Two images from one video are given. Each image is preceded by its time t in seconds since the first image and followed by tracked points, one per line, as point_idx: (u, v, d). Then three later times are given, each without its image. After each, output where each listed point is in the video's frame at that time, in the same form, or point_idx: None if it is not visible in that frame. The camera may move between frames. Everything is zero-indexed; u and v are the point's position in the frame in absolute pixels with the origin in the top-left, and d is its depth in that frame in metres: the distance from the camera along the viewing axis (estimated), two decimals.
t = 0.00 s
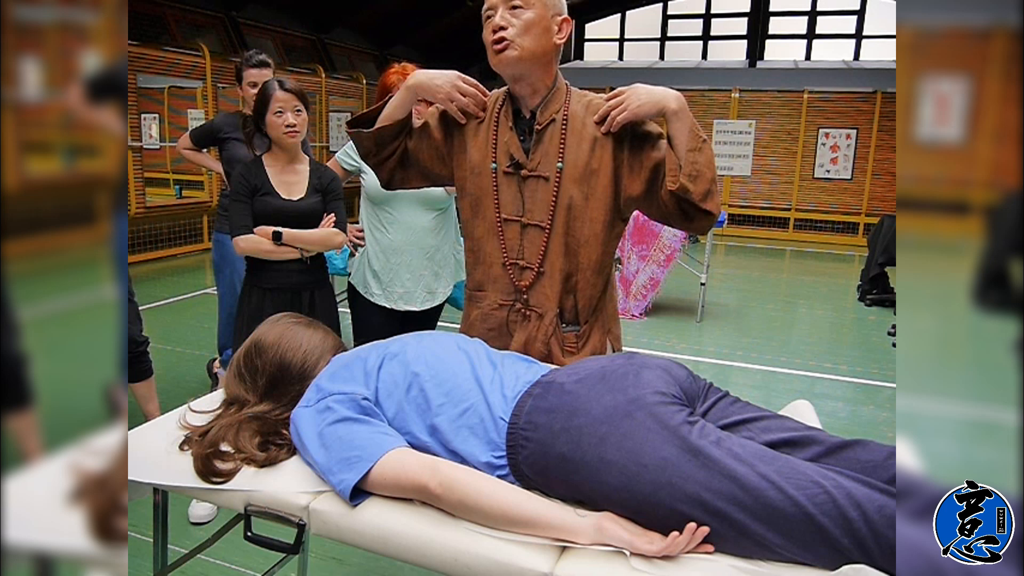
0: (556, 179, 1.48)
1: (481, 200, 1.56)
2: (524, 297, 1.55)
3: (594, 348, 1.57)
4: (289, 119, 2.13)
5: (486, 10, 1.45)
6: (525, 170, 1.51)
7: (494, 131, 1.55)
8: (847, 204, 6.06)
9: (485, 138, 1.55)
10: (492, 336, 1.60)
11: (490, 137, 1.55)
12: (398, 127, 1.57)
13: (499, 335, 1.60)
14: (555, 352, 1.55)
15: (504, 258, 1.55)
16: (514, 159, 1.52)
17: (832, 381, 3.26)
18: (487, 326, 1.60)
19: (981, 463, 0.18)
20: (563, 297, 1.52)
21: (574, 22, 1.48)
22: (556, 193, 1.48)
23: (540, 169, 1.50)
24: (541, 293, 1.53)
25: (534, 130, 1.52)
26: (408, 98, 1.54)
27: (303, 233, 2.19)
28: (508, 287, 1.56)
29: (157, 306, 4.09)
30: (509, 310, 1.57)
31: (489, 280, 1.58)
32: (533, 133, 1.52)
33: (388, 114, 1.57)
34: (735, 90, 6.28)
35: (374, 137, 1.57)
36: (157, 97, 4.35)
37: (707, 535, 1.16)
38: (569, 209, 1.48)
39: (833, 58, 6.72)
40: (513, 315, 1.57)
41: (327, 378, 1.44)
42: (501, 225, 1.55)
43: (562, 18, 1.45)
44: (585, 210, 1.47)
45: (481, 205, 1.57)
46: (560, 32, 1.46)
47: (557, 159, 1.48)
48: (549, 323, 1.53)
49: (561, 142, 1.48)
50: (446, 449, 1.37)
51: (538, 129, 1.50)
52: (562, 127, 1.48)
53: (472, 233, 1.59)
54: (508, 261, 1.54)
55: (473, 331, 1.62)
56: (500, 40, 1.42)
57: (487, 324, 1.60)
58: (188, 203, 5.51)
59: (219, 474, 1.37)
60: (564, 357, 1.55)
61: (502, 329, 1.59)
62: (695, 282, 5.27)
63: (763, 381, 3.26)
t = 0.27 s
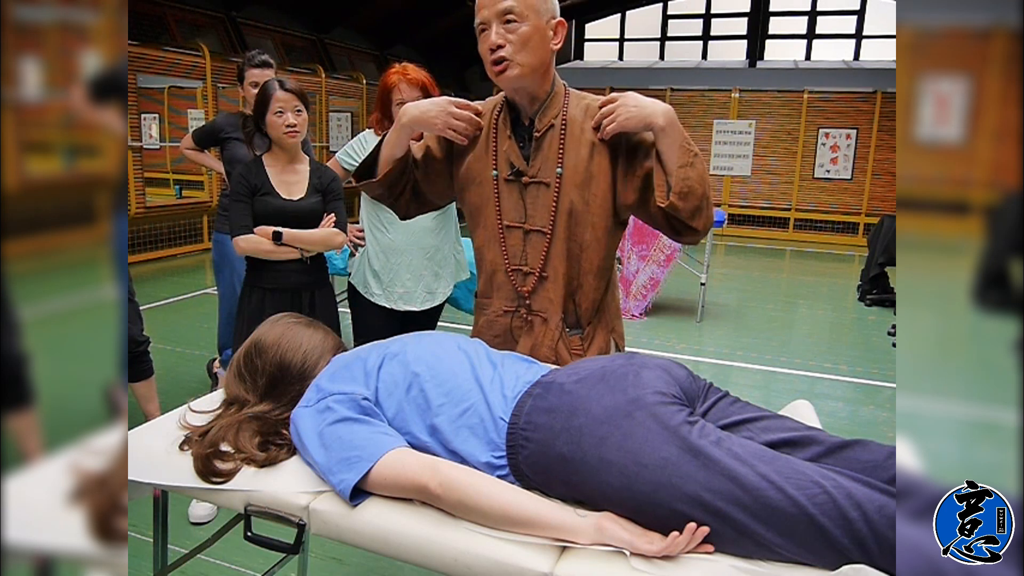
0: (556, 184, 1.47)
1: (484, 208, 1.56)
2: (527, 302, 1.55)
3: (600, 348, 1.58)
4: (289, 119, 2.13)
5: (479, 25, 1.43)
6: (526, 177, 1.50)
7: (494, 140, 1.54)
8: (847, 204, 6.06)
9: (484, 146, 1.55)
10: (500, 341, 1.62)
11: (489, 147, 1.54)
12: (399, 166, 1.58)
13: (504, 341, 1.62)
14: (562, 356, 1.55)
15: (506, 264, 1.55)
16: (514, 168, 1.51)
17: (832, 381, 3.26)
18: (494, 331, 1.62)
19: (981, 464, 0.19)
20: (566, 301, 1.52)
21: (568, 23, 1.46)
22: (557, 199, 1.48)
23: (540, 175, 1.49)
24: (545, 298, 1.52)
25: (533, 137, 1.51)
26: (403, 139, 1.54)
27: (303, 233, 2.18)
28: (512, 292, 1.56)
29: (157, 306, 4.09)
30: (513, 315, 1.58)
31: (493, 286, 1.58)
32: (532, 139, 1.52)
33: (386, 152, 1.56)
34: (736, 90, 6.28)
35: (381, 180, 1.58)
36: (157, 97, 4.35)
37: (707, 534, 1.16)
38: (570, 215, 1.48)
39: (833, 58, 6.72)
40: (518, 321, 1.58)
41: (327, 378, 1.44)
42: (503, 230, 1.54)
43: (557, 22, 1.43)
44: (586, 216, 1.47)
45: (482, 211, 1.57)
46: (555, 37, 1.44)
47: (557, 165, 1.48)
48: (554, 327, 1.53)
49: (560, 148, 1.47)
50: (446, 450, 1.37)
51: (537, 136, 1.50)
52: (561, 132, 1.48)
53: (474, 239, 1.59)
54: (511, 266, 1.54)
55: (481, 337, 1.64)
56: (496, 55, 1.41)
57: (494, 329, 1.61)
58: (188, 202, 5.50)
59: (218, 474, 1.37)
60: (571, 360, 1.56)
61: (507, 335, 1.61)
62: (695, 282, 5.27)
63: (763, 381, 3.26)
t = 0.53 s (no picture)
0: (560, 186, 1.48)
1: (489, 207, 1.57)
2: (533, 301, 1.55)
3: (606, 346, 1.58)
4: (289, 118, 2.13)
5: (486, 18, 1.42)
6: (530, 177, 1.51)
7: (498, 140, 1.54)
8: (847, 204, 6.06)
9: (488, 146, 1.55)
10: (507, 339, 1.62)
11: (493, 147, 1.54)
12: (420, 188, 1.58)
13: (512, 338, 1.62)
14: (569, 355, 1.55)
15: (513, 263, 1.56)
16: (519, 168, 1.52)
17: (833, 381, 3.26)
18: (502, 330, 1.61)
19: (980, 464, 0.19)
20: (571, 301, 1.53)
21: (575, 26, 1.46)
22: (560, 201, 1.48)
23: (544, 176, 1.49)
24: (550, 297, 1.52)
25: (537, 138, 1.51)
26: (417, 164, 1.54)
27: (303, 233, 2.18)
28: (518, 291, 1.56)
29: (157, 306, 4.09)
30: (519, 314, 1.58)
31: (501, 285, 1.59)
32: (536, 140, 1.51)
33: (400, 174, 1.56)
34: (736, 90, 6.28)
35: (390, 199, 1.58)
36: (157, 97, 4.35)
37: (707, 534, 1.16)
38: (575, 215, 1.48)
39: (833, 58, 6.72)
40: (524, 319, 1.57)
41: (327, 378, 1.44)
42: (509, 230, 1.55)
43: (564, 23, 1.42)
44: (589, 217, 1.48)
45: (488, 211, 1.57)
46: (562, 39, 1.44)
47: (560, 166, 1.48)
48: (560, 326, 1.53)
49: (564, 150, 1.48)
50: (446, 450, 1.37)
51: (541, 137, 1.49)
52: (565, 134, 1.48)
53: (482, 237, 1.59)
54: (518, 265, 1.55)
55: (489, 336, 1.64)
56: (501, 50, 1.40)
57: (502, 328, 1.61)
58: (188, 202, 5.51)
59: (218, 474, 1.37)
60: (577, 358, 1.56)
61: (514, 333, 1.60)
62: (695, 282, 5.27)
63: (763, 381, 3.26)
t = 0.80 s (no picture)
0: (563, 185, 1.48)
1: (492, 207, 1.58)
2: (531, 301, 1.55)
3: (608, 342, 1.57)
4: (288, 118, 2.13)
5: (486, 31, 1.41)
6: (533, 177, 1.51)
7: (502, 140, 1.56)
8: (847, 204, 6.06)
9: (493, 147, 1.56)
10: (504, 338, 1.62)
11: (498, 147, 1.56)
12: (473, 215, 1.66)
13: (510, 339, 1.62)
14: (569, 353, 1.54)
15: (513, 262, 1.56)
16: (523, 167, 1.53)
17: (832, 381, 3.26)
18: (500, 328, 1.61)
19: (981, 464, 0.19)
20: (570, 301, 1.52)
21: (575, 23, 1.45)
22: (563, 200, 1.48)
23: (547, 176, 1.49)
24: (549, 297, 1.52)
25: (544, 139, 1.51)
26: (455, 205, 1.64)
27: (303, 233, 2.18)
28: (516, 291, 1.57)
29: (157, 306, 4.09)
30: (518, 312, 1.58)
31: (501, 285, 1.59)
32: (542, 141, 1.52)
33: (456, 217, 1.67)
34: (736, 90, 6.28)
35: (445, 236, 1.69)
36: (157, 97, 4.35)
37: (707, 534, 1.16)
38: (576, 213, 1.48)
39: (833, 58, 6.72)
40: (522, 319, 1.58)
41: (327, 378, 1.44)
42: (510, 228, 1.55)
43: (565, 22, 1.42)
44: (589, 217, 1.49)
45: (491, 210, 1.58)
46: (563, 37, 1.43)
47: (565, 167, 1.48)
48: (560, 326, 1.52)
49: (570, 151, 1.47)
50: (446, 450, 1.37)
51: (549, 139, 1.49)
52: (571, 135, 1.47)
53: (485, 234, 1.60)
54: (517, 264, 1.55)
55: (487, 335, 1.64)
56: (505, 62, 1.41)
57: (500, 326, 1.61)
58: (188, 202, 5.50)
59: (218, 474, 1.37)
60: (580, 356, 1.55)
61: (513, 332, 1.60)
62: (695, 282, 5.27)
63: (763, 381, 3.26)
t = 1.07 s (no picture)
0: (565, 178, 1.48)
1: (495, 199, 1.58)
2: (530, 292, 1.55)
3: (602, 344, 1.57)
4: (288, 118, 2.13)
5: (498, 26, 1.41)
6: (537, 169, 1.51)
7: (508, 133, 1.56)
8: (847, 204, 6.06)
9: (498, 139, 1.57)
10: (504, 333, 1.62)
11: (503, 142, 1.56)
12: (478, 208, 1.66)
13: (509, 334, 1.62)
14: (565, 350, 1.54)
15: (514, 255, 1.56)
16: (526, 159, 1.53)
17: (832, 381, 3.26)
18: (500, 323, 1.62)
19: (982, 463, 0.19)
20: (568, 296, 1.52)
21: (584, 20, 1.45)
22: (565, 192, 1.48)
23: (551, 168, 1.50)
24: (548, 290, 1.52)
25: (548, 132, 1.52)
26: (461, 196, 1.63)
27: (303, 233, 2.18)
28: (516, 283, 1.57)
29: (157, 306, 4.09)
30: (518, 306, 1.58)
31: (501, 278, 1.59)
32: (546, 134, 1.52)
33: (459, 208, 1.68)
34: (735, 90, 6.28)
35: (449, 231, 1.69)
36: (157, 96, 4.34)
37: (707, 535, 1.16)
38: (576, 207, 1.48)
39: (833, 58, 6.72)
40: (520, 312, 1.58)
41: (327, 378, 1.44)
42: (512, 221, 1.55)
43: (574, 18, 1.42)
44: (590, 213, 1.49)
45: (494, 204, 1.58)
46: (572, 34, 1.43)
47: (568, 159, 1.48)
48: (557, 320, 1.52)
49: (573, 143, 1.48)
50: (446, 449, 1.37)
51: (552, 132, 1.50)
52: (575, 130, 1.48)
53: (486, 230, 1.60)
54: (518, 257, 1.55)
55: (486, 330, 1.65)
56: (514, 55, 1.41)
57: (499, 321, 1.62)
58: (188, 202, 5.50)
59: (219, 474, 1.37)
60: (574, 354, 1.54)
61: (512, 327, 1.60)
62: (695, 282, 5.27)
63: (763, 381, 3.26)
